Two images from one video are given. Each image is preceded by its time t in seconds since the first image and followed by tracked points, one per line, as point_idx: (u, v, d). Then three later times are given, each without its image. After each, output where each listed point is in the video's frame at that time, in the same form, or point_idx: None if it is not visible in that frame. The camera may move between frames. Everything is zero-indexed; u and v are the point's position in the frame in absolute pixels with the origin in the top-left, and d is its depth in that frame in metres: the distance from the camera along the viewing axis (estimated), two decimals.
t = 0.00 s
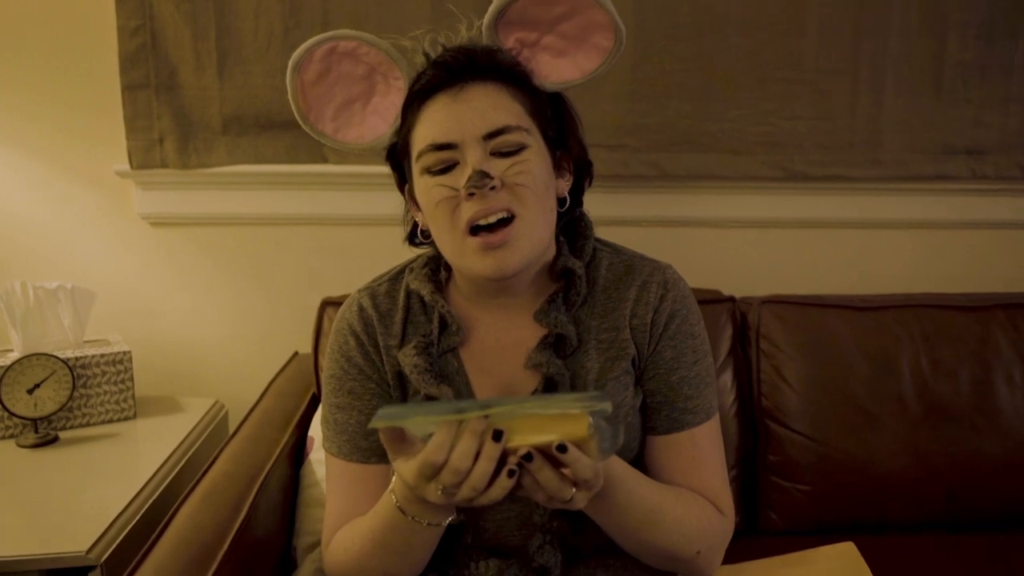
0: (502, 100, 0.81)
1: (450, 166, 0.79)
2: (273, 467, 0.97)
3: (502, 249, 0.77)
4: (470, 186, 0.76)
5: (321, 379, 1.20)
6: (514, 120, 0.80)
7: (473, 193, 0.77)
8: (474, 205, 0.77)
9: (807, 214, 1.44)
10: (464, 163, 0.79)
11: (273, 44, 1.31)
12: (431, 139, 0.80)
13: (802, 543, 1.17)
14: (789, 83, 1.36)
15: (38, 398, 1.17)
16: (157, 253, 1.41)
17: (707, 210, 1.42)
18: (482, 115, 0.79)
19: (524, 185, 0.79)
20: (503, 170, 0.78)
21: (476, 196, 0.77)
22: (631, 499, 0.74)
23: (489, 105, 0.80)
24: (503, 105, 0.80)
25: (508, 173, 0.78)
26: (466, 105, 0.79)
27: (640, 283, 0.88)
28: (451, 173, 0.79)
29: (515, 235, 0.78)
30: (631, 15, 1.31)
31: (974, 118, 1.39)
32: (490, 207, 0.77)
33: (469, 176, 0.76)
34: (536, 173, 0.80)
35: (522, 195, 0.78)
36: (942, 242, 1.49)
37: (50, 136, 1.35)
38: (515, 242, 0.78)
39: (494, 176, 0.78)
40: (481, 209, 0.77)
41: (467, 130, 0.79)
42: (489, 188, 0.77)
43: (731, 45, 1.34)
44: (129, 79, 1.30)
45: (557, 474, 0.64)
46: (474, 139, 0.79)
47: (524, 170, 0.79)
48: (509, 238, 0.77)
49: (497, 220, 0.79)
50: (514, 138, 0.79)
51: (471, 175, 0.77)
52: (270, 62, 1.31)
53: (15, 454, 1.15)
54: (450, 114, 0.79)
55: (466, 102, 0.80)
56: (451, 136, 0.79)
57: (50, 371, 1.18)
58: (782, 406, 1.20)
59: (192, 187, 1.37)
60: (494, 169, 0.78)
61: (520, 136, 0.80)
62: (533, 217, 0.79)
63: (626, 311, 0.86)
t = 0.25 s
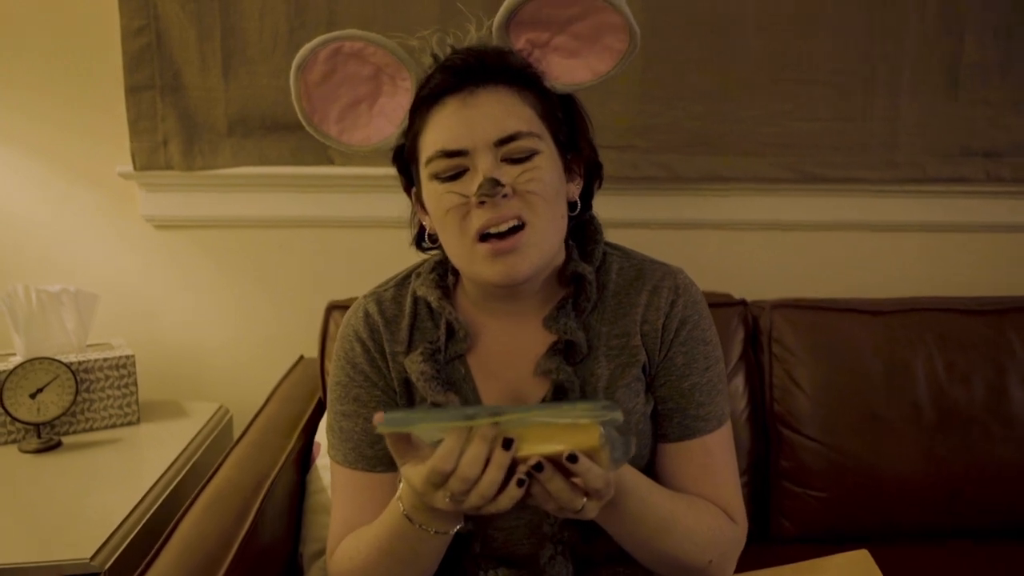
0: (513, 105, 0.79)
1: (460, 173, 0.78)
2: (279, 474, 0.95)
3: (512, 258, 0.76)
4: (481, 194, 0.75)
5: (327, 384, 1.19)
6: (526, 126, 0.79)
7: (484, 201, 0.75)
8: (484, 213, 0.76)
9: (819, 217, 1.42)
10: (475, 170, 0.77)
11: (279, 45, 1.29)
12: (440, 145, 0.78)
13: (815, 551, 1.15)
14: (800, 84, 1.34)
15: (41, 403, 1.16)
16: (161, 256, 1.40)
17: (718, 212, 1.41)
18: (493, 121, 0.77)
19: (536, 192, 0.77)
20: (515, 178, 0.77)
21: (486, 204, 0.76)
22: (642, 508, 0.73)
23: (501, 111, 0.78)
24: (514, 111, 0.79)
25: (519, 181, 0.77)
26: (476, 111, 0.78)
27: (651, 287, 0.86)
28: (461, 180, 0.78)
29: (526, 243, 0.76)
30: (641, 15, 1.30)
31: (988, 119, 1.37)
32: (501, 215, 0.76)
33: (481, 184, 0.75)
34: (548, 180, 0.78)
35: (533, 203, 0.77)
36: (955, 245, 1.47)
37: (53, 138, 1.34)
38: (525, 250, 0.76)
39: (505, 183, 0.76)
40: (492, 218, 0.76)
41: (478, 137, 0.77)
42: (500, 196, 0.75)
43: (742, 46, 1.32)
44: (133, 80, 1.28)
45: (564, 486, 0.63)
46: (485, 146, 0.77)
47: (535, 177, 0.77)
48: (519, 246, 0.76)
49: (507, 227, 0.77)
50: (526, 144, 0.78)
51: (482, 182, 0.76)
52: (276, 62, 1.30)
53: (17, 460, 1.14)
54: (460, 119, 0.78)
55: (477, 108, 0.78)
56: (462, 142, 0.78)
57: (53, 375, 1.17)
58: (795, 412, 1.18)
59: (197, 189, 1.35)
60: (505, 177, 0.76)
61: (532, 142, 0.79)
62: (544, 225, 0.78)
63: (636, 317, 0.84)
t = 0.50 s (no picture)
0: (525, 107, 0.77)
1: (471, 176, 0.76)
2: (286, 479, 0.94)
3: (523, 261, 0.74)
4: (493, 198, 0.73)
5: (334, 387, 1.17)
6: (538, 129, 0.77)
7: (495, 205, 0.74)
8: (495, 217, 0.74)
9: (829, 216, 1.40)
10: (486, 173, 0.76)
11: (283, 43, 1.27)
12: (451, 147, 0.77)
13: (828, 555, 1.14)
14: (811, 82, 1.33)
15: (44, 405, 1.14)
16: (165, 256, 1.38)
17: (729, 212, 1.39)
18: (504, 123, 0.76)
19: (548, 196, 0.76)
20: (526, 181, 0.75)
21: (498, 208, 0.74)
22: (658, 515, 0.71)
23: (512, 113, 0.76)
24: (526, 113, 0.77)
25: (530, 184, 0.75)
26: (488, 112, 0.76)
27: (664, 290, 0.84)
28: (472, 183, 0.76)
29: (537, 247, 0.75)
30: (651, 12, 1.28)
31: (1002, 117, 1.36)
32: (513, 219, 0.74)
33: (492, 188, 0.73)
34: (560, 183, 0.77)
35: (545, 207, 0.75)
36: (967, 245, 1.45)
37: (56, 137, 1.32)
38: (536, 254, 0.75)
39: (517, 187, 0.75)
40: (503, 222, 0.74)
41: (489, 139, 0.76)
42: (512, 200, 0.74)
43: (752, 43, 1.31)
44: (136, 78, 1.27)
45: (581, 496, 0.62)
46: (496, 149, 0.76)
47: (547, 180, 0.76)
48: (531, 251, 0.75)
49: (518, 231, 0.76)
50: (538, 147, 0.76)
51: (493, 186, 0.74)
52: (281, 60, 1.28)
53: (20, 463, 1.12)
54: (470, 121, 0.76)
55: (488, 109, 0.76)
56: (472, 144, 0.76)
57: (56, 377, 1.15)
58: (807, 414, 1.17)
59: (201, 188, 1.34)
60: (516, 180, 0.75)
61: (544, 145, 0.77)
62: (556, 229, 0.76)
63: (649, 320, 0.82)
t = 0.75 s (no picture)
0: (540, 106, 0.76)
1: (484, 175, 0.75)
2: (293, 481, 0.93)
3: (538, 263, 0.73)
4: (506, 198, 0.72)
5: (341, 389, 1.16)
6: (553, 127, 0.76)
7: (510, 205, 0.72)
8: (509, 217, 0.73)
9: (841, 217, 1.39)
10: (500, 173, 0.74)
11: (290, 41, 1.26)
12: (466, 146, 0.75)
13: (841, 560, 1.12)
14: (823, 82, 1.31)
15: (48, 407, 1.13)
16: (169, 256, 1.37)
17: (740, 213, 1.38)
18: (518, 122, 0.75)
19: (563, 196, 0.74)
20: (540, 181, 0.74)
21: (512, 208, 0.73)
22: (668, 520, 0.70)
23: (526, 112, 0.75)
24: (541, 112, 0.76)
25: (545, 184, 0.74)
26: (503, 111, 0.75)
27: (680, 290, 0.83)
28: (486, 183, 0.75)
29: (552, 248, 0.73)
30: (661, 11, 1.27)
31: (1016, 118, 1.34)
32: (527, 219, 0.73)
33: (505, 188, 0.72)
34: (576, 182, 0.75)
35: (560, 207, 0.74)
36: (980, 247, 1.43)
37: (60, 136, 1.31)
38: (550, 255, 0.73)
39: (531, 187, 0.73)
40: (516, 222, 0.73)
41: (502, 138, 0.75)
42: (526, 200, 0.72)
43: (763, 42, 1.29)
44: (141, 77, 1.25)
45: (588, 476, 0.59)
46: (510, 148, 0.74)
47: (562, 180, 0.74)
48: (545, 252, 0.73)
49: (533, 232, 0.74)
50: (552, 146, 0.75)
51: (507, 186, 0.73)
52: (287, 59, 1.27)
53: (23, 465, 1.11)
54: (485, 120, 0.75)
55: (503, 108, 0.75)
56: (486, 143, 0.75)
57: (60, 379, 1.14)
58: (820, 417, 1.15)
59: (207, 188, 1.33)
60: (531, 180, 0.73)
61: (558, 143, 0.76)
62: (571, 229, 0.75)
63: (664, 321, 0.81)
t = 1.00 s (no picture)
0: (559, 103, 0.75)
1: (502, 172, 0.74)
2: (301, 483, 0.91)
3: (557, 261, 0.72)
4: (526, 196, 0.71)
5: (350, 390, 1.15)
6: (572, 124, 0.75)
7: (529, 202, 0.71)
8: (527, 216, 0.72)
9: (852, 217, 1.38)
10: (518, 170, 0.73)
11: (297, 39, 1.25)
12: (483, 143, 0.74)
13: (855, 563, 1.11)
14: (835, 80, 1.30)
15: (53, 408, 1.12)
16: (175, 256, 1.36)
17: (751, 212, 1.36)
18: (537, 119, 0.74)
19: (583, 194, 0.73)
20: (560, 179, 0.73)
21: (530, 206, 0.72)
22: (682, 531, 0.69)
23: (546, 108, 0.74)
24: (560, 109, 0.75)
25: (565, 181, 0.73)
26: (521, 107, 0.74)
27: (696, 291, 0.82)
28: (503, 179, 0.74)
29: (571, 247, 0.72)
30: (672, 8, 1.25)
31: None
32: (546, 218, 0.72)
33: (524, 185, 0.71)
34: (595, 180, 0.74)
35: (579, 205, 0.73)
36: (992, 247, 1.42)
37: (64, 135, 1.30)
38: (569, 254, 0.72)
39: (550, 185, 0.72)
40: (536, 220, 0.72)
41: (521, 134, 0.74)
42: (546, 198, 0.71)
43: (775, 40, 1.28)
44: (146, 75, 1.24)
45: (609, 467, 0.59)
46: (529, 145, 0.73)
47: (581, 178, 0.73)
48: (564, 250, 0.72)
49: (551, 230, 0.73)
50: (572, 144, 0.74)
51: (526, 183, 0.72)
52: (294, 56, 1.26)
53: (27, 467, 1.10)
54: (503, 116, 0.74)
55: (522, 104, 0.74)
56: (504, 140, 0.74)
57: (65, 380, 1.13)
58: (833, 418, 1.14)
59: (213, 187, 1.31)
60: (550, 177, 0.72)
61: (577, 141, 0.75)
62: (591, 228, 0.74)
63: (680, 323, 0.80)
